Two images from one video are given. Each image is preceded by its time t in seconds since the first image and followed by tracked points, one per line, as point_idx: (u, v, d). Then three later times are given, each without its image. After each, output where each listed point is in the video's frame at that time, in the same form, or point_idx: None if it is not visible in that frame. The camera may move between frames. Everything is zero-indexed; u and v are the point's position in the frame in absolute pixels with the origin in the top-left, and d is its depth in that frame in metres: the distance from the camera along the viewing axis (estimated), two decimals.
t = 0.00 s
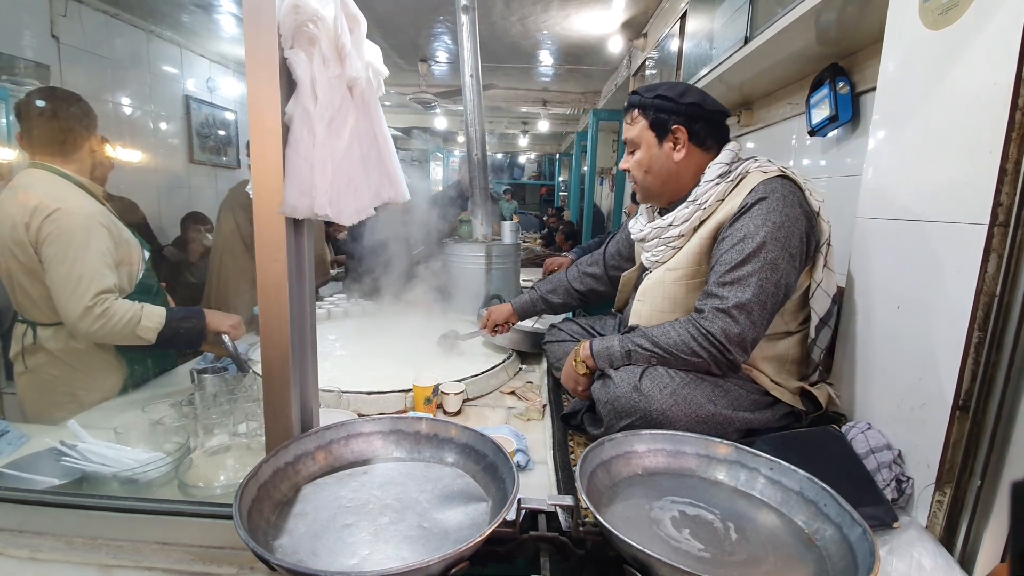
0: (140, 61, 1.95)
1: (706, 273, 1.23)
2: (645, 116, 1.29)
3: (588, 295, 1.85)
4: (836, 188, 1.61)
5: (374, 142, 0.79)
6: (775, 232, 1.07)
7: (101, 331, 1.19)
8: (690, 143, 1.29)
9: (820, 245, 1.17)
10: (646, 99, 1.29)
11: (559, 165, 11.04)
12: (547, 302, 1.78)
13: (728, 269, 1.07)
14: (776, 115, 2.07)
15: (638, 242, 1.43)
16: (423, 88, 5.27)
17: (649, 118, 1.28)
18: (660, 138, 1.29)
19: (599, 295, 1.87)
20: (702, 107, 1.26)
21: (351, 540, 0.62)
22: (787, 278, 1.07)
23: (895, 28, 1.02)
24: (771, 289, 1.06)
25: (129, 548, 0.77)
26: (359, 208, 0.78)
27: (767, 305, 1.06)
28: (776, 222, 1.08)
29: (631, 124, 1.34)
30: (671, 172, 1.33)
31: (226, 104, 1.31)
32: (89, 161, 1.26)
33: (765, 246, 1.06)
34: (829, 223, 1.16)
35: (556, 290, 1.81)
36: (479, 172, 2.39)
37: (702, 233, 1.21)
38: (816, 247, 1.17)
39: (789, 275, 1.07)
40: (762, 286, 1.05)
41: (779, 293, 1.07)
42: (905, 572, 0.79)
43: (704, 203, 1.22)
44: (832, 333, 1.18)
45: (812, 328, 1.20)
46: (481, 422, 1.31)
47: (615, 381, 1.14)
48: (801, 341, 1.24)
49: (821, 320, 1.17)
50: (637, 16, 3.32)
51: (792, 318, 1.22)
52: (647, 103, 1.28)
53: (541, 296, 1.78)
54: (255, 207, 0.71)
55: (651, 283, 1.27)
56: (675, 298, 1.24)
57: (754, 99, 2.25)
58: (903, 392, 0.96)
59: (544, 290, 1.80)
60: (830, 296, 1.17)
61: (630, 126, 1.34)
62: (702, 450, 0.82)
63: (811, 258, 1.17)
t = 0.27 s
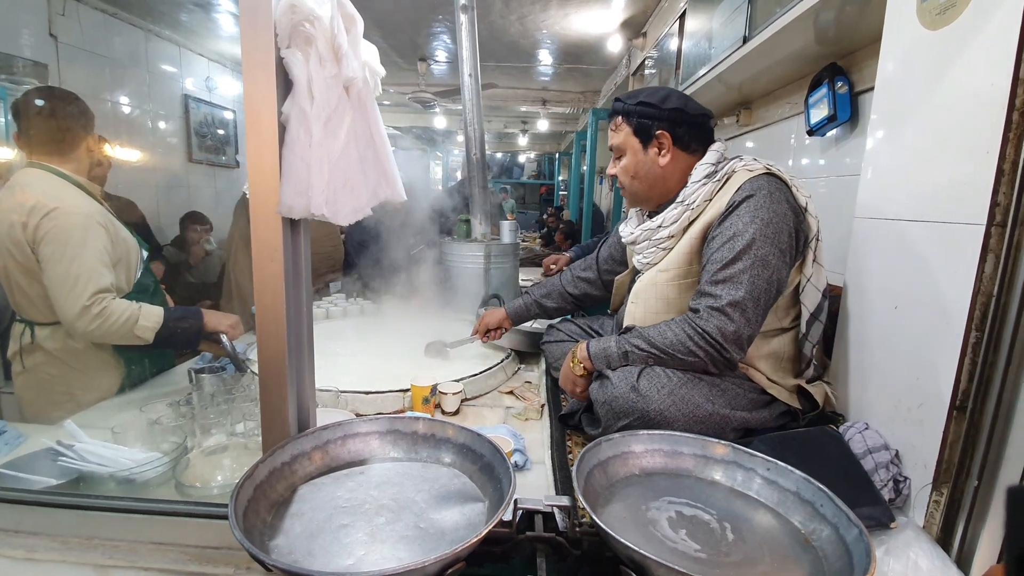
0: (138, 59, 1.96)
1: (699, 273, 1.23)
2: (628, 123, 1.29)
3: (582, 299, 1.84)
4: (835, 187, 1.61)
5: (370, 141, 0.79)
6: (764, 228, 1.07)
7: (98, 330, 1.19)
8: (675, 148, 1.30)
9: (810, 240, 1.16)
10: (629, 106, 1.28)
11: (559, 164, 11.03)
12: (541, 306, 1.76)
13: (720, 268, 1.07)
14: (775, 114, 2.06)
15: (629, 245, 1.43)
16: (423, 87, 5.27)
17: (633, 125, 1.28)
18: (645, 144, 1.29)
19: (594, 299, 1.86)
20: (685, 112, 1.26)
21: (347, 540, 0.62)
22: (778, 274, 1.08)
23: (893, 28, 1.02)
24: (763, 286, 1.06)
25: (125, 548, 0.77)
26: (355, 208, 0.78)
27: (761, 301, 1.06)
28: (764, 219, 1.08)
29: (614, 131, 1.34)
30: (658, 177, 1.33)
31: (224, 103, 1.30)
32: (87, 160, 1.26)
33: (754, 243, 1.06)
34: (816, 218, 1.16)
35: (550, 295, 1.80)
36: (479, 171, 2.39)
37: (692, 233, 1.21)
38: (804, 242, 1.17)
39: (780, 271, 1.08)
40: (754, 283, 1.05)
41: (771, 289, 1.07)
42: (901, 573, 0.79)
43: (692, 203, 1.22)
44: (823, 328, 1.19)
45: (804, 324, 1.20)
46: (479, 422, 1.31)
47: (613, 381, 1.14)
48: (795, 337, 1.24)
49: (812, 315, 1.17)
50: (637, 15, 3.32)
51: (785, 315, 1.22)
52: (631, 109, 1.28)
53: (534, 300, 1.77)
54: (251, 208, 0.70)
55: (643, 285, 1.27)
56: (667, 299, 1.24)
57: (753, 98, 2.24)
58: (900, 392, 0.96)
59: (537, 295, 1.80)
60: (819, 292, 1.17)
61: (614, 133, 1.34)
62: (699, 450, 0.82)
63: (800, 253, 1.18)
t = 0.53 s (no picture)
0: (138, 58, 1.99)
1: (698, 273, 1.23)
2: (627, 124, 1.29)
3: (583, 301, 1.80)
4: (835, 186, 1.61)
5: (368, 141, 0.79)
6: (764, 229, 1.07)
7: (97, 329, 1.19)
8: (674, 148, 1.29)
9: (809, 241, 1.17)
10: (627, 107, 1.28)
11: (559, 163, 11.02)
12: (541, 310, 1.73)
13: (719, 269, 1.07)
14: (774, 113, 2.06)
15: (628, 245, 1.42)
16: (422, 86, 5.26)
17: (632, 126, 1.28)
18: (644, 145, 1.29)
19: (594, 301, 1.82)
20: (684, 113, 1.26)
21: (345, 539, 0.62)
22: (777, 275, 1.07)
23: (892, 27, 1.02)
24: (762, 287, 1.06)
25: (124, 547, 0.78)
26: (352, 208, 0.78)
27: (760, 303, 1.06)
28: (765, 220, 1.08)
29: (613, 132, 1.34)
30: (657, 178, 1.33)
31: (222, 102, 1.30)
32: (86, 159, 1.26)
33: (754, 244, 1.06)
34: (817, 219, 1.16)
35: (549, 297, 1.76)
36: (478, 171, 2.39)
37: (692, 234, 1.21)
38: (804, 242, 1.17)
39: (780, 272, 1.08)
40: (753, 284, 1.05)
41: (771, 290, 1.07)
42: (899, 571, 0.79)
43: (692, 204, 1.22)
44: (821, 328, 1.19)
45: (804, 324, 1.20)
46: (479, 422, 1.31)
47: (612, 381, 1.14)
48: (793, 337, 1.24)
49: (811, 315, 1.17)
50: (637, 14, 3.31)
51: (784, 315, 1.22)
52: (629, 110, 1.27)
53: (533, 304, 1.73)
54: (249, 208, 0.71)
55: (642, 285, 1.27)
56: (666, 299, 1.24)
57: (753, 97, 2.24)
58: (898, 391, 0.96)
59: (536, 298, 1.76)
60: (819, 292, 1.17)
61: (613, 134, 1.34)
62: (697, 449, 0.82)
63: (800, 254, 1.17)
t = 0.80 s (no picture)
0: (137, 58, 1.99)
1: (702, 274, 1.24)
2: (638, 120, 1.28)
3: (589, 303, 1.80)
4: (835, 186, 1.61)
5: (367, 140, 0.79)
6: (772, 233, 1.07)
7: (97, 329, 1.19)
8: (685, 147, 1.29)
9: (817, 245, 1.16)
10: (640, 103, 1.28)
11: (559, 163, 11.02)
12: (547, 314, 1.70)
13: (725, 270, 1.08)
14: (774, 114, 2.06)
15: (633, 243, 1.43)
16: (422, 86, 5.27)
17: (644, 122, 1.28)
18: (655, 142, 1.29)
19: (599, 302, 1.83)
20: (697, 111, 1.26)
21: (346, 538, 0.62)
22: (783, 279, 1.08)
23: (891, 27, 1.02)
24: (767, 290, 1.06)
25: (125, 546, 0.78)
26: (352, 208, 0.78)
27: (763, 306, 1.06)
28: (772, 223, 1.08)
29: (624, 128, 1.33)
30: (667, 176, 1.33)
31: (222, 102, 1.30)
32: (85, 159, 1.26)
33: (761, 247, 1.06)
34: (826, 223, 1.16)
35: (557, 300, 1.74)
36: (478, 170, 2.39)
37: (698, 234, 1.21)
38: (812, 247, 1.17)
39: (785, 276, 1.08)
40: (758, 288, 1.05)
41: (775, 294, 1.07)
42: (897, 570, 0.79)
43: (700, 204, 1.21)
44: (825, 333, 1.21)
45: (807, 328, 1.22)
46: (479, 421, 1.31)
47: (612, 381, 1.14)
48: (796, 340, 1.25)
49: (816, 320, 1.18)
50: (637, 14, 3.31)
51: (788, 318, 1.22)
52: (641, 106, 1.27)
53: (539, 308, 1.70)
54: (249, 208, 0.71)
55: (647, 283, 1.28)
56: (670, 299, 1.25)
57: (753, 97, 2.24)
58: (897, 391, 0.96)
59: (544, 301, 1.73)
60: (825, 296, 1.17)
61: (623, 129, 1.33)
62: (697, 449, 0.82)
63: (807, 258, 1.17)
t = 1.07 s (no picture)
0: (139, 57, 1.99)
1: (711, 274, 1.24)
2: (663, 111, 1.27)
3: (594, 290, 1.85)
4: (836, 186, 1.61)
5: (371, 139, 0.79)
6: (785, 237, 1.07)
7: (100, 328, 1.19)
8: (708, 142, 1.30)
9: (829, 251, 1.16)
10: (666, 93, 1.27)
11: (558, 163, 11.02)
12: (552, 295, 1.77)
13: (735, 272, 1.08)
14: (775, 114, 2.07)
15: (644, 238, 1.43)
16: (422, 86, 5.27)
17: (669, 113, 1.27)
18: (678, 135, 1.28)
19: (604, 291, 1.87)
20: (723, 107, 1.27)
21: (350, 536, 0.62)
22: (793, 284, 1.08)
23: (893, 27, 1.02)
24: (776, 294, 1.06)
25: (129, 544, 0.78)
26: (357, 207, 0.78)
27: (771, 310, 1.06)
28: (786, 228, 1.08)
29: (646, 118, 1.32)
30: (686, 170, 1.33)
31: (225, 101, 1.31)
32: (88, 158, 1.26)
33: (773, 251, 1.06)
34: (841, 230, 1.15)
35: (562, 283, 1.80)
36: (479, 170, 2.39)
37: (710, 233, 1.21)
38: (824, 254, 1.17)
39: (795, 282, 1.08)
40: (767, 292, 1.06)
41: (783, 299, 1.07)
42: (899, 569, 0.79)
43: (715, 203, 1.21)
44: (834, 340, 1.18)
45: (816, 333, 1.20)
46: (480, 420, 1.31)
47: (614, 380, 1.14)
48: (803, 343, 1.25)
49: (825, 326, 1.16)
50: (637, 14, 3.31)
51: (794, 321, 1.22)
52: (667, 97, 1.26)
53: (545, 289, 1.77)
54: (254, 206, 0.71)
55: (655, 280, 1.28)
56: (677, 297, 1.25)
57: (754, 97, 2.24)
58: (900, 391, 0.96)
59: (550, 282, 1.80)
60: (835, 304, 1.15)
61: (646, 119, 1.32)
62: (700, 448, 0.83)
63: (819, 264, 1.17)
